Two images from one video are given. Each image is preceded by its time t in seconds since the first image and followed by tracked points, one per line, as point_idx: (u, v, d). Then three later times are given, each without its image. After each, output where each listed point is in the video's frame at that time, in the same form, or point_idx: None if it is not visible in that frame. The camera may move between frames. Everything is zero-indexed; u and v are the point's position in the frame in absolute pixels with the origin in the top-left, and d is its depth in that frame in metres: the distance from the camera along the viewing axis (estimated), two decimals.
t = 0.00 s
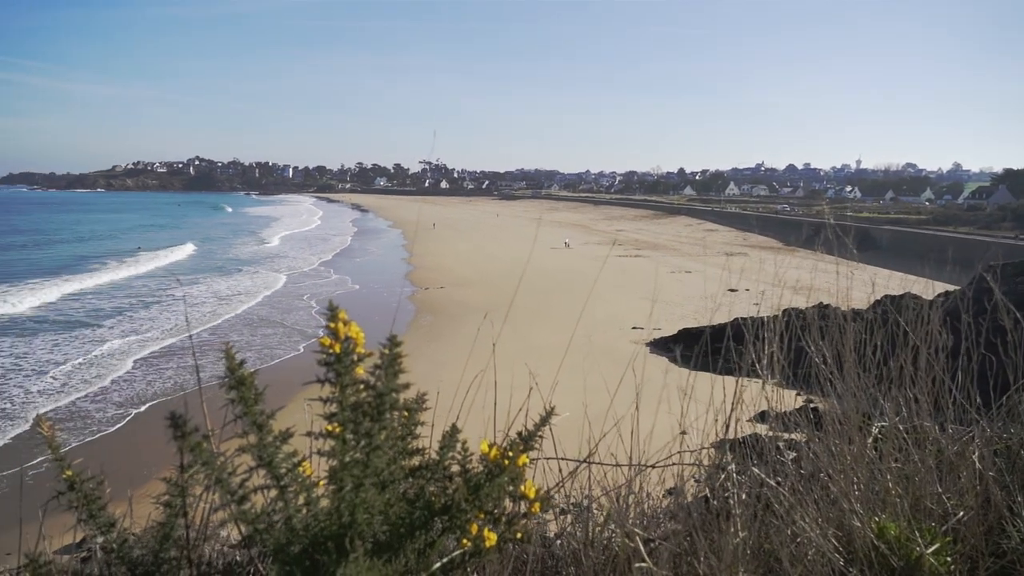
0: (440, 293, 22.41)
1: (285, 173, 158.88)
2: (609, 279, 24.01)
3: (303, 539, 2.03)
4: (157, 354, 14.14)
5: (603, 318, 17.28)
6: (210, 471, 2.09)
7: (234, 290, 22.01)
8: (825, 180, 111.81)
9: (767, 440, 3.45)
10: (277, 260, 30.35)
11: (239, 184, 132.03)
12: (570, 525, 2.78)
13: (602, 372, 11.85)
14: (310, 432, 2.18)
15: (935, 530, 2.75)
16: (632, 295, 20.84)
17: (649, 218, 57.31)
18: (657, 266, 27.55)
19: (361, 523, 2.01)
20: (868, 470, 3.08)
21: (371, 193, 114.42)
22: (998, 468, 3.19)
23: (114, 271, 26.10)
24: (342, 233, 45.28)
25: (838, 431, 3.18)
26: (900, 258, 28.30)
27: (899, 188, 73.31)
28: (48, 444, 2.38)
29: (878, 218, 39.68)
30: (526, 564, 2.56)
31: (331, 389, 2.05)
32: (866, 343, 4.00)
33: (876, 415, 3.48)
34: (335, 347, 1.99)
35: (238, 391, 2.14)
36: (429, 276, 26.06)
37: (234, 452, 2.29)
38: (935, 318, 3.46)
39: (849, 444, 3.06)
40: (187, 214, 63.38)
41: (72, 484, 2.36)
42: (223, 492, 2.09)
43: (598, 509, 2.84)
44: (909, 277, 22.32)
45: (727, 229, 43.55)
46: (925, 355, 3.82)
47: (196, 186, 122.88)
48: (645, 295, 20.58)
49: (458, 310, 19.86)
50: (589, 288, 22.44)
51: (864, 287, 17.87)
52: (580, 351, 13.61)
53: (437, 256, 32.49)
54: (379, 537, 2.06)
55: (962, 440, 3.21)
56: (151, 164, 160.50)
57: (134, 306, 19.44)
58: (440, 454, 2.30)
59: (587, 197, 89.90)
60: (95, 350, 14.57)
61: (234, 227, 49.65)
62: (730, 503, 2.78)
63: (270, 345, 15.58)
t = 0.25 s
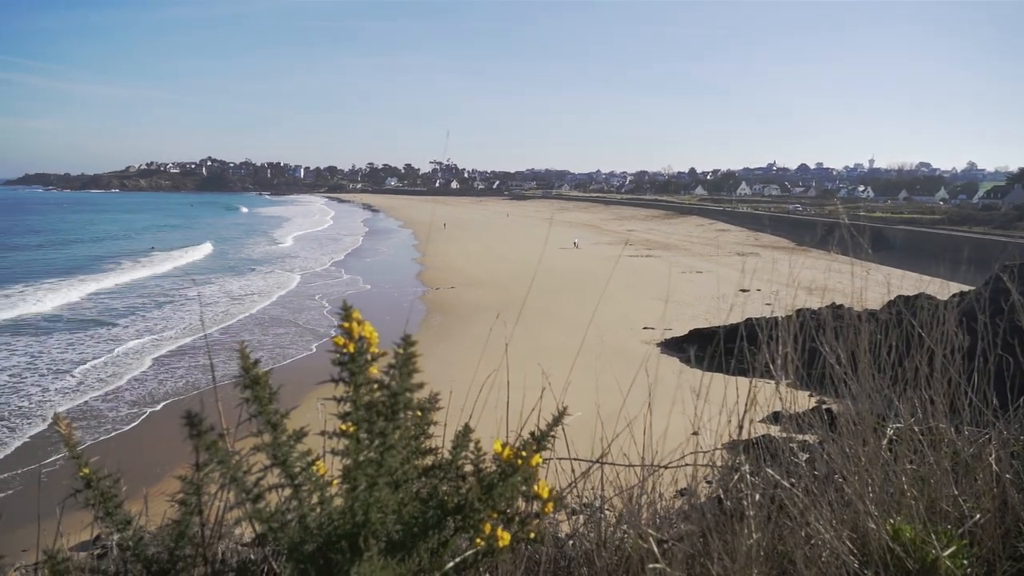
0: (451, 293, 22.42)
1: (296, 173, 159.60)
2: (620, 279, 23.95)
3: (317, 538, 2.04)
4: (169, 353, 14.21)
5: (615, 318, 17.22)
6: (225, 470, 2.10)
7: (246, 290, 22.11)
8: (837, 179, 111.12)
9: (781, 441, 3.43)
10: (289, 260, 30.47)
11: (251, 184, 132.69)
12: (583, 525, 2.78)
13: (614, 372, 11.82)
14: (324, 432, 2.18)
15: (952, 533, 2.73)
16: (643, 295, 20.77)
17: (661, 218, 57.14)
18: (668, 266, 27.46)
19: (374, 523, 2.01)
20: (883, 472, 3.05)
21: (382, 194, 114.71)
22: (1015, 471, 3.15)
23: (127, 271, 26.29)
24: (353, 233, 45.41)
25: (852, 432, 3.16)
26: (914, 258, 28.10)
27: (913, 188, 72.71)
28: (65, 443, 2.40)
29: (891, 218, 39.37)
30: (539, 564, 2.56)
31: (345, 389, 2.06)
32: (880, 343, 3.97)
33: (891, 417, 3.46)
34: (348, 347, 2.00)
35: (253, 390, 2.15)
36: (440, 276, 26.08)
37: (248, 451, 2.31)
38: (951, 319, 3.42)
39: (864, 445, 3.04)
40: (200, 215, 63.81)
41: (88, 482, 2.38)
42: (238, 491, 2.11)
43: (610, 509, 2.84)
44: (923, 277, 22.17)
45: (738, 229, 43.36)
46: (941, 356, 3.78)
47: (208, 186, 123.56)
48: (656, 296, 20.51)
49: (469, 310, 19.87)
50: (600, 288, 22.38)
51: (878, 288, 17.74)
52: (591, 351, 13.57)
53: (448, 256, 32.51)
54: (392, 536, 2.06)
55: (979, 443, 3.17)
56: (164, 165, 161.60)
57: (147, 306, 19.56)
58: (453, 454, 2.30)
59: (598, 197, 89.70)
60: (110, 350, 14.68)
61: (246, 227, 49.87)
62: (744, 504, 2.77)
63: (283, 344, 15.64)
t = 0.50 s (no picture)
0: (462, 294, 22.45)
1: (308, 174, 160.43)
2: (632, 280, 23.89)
3: (332, 537, 2.04)
4: (183, 353, 14.31)
5: (627, 319, 17.18)
6: (241, 470, 2.11)
7: (259, 290, 22.23)
8: (850, 180, 110.44)
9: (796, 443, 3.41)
10: (301, 260, 30.61)
11: (263, 185, 133.50)
12: (597, 526, 2.78)
13: (627, 374, 11.79)
14: (338, 433, 2.19)
15: (969, 537, 2.70)
16: (655, 296, 20.71)
17: (672, 219, 57.00)
18: (680, 267, 27.38)
19: (389, 523, 2.01)
20: (900, 475, 3.02)
21: (393, 195, 115.07)
22: None
23: (141, 271, 26.48)
24: (365, 234, 45.55)
25: (868, 434, 3.14)
26: (928, 259, 27.85)
27: (927, 189, 72.19)
28: (82, 441, 2.42)
29: (905, 220, 39.10)
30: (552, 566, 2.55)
31: (359, 390, 2.06)
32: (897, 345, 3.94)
33: (907, 420, 3.42)
34: (363, 348, 2.01)
35: (268, 391, 2.16)
36: (451, 277, 26.12)
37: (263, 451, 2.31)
38: (968, 321, 3.38)
39: (880, 448, 3.01)
40: (213, 215, 64.25)
41: (105, 481, 2.40)
42: (253, 490, 2.11)
43: (625, 511, 2.83)
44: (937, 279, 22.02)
45: (750, 230, 43.18)
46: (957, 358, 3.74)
47: (221, 187, 124.35)
48: (668, 297, 20.46)
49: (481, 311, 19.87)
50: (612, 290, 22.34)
51: (892, 290, 17.62)
52: (604, 353, 13.54)
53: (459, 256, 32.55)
54: (407, 536, 2.06)
55: (997, 446, 3.14)
56: (178, 165, 162.97)
57: (161, 306, 19.70)
58: (467, 455, 2.30)
59: (609, 198, 89.53)
60: (125, 349, 14.79)
61: (258, 228, 50.14)
62: (759, 507, 2.76)
63: (295, 344, 15.71)
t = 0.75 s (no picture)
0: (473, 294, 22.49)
1: (319, 175, 161.22)
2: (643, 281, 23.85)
3: (345, 536, 2.05)
4: (196, 353, 14.42)
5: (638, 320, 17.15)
6: (256, 470, 2.12)
7: (271, 290, 22.35)
8: (863, 181, 109.63)
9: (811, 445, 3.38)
10: (312, 261, 30.76)
11: (275, 185, 134.22)
12: (610, 527, 2.77)
13: (639, 375, 11.76)
14: (351, 433, 2.19)
15: (986, 542, 2.67)
16: (666, 297, 20.65)
17: (683, 219, 56.86)
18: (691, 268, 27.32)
19: (402, 523, 2.00)
20: (915, 478, 2.99)
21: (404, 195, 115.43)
22: None
23: (155, 271, 26.69)
24: (376, 235, 45.58)
25: (883, 436, 3.11)
26: (940, 264, 27.48)
27: (941, 189, 71.69)
28: (98, 440, 2.44)
29: (919, 220, 38.85)
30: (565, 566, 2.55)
31: (373, 390, 2.07)
32: (912, 347, 3.91)
33: (923, 422, 3.39)
34: (377, 348, 2.01)
35: (282, 390, 2.17)
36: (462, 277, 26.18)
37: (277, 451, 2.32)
38: (985, 323, 3.35)
39: (896, 450, 2.98)
40: (226, 216, 64.68)
41: (121, 480, 2.42)
42: (268, 490, 2.12)
43: (638, 513, 2.82)
44: (951, 281, 21.85)
45: (761, 232, 42.98)
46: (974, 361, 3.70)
47: (233, 188, 125.16)
48: (679, 298, 20.40)
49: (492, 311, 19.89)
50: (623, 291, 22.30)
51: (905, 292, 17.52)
52: (615, 354, 13.52)
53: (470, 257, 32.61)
54: (421, 536, 2.06)
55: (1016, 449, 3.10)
56: (190, 166, 164.19)
57: (174, 306, 19.84)
58: (480, 456, 2.30)
59: (620, 198, 89.42)
60: (140, 349, 14.92)
61: (270, 228, 50.42)
62: (773, 509, 2.74)
63: (307, 344, 15.78)
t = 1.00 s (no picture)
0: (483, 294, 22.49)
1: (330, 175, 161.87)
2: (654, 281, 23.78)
3: (358, 536, 2.05)
4: (208, 352, 14.50)
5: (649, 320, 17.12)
6: (271, 469, 2.13)
7: (282, 290, 22.45)
8: (876, 181, 108.86)
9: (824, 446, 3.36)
10: (323, 260, 30.87)
11: (286, 185, 134.86)
12: (622, 528, 2.76)
13: (652, 376, 11.72)
14: (364, 432, 2.20)
15: (1004, 546, 2.64)
16: (677, 298, 20.58)
17: (695, 220, 56.66)
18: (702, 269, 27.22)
19: (415, 523, 2.00)
20: (931, 480, 2.96)
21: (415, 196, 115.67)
22: None
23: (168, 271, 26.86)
24: (386, 235, 45.67)
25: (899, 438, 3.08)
26: (953, 266, 27.16)
27: (955, 190, 71.10)
28: (115, 437, 2.46)
29: (933, 221, 38.54)
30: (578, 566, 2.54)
31: (387, 390, 2.07)
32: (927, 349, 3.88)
33: (939, 424, 3.35)
34: (391, 346, 2.01)
35: (296, 388, 2.18)
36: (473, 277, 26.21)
37: (290, 447, 2.33)
38: (1003, 324, 3.31)
39: (910, 452, 2.96)
40: (237, 216, 65.04)
41: (137, 477, 2.44)
42: (282, 487, 2.13)
43: (651, 514, 2.81)
44: (965, 282, 21.68)
45: (773, 233, 42.77)
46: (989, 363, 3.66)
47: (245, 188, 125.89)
48: (690, 299, 20.32)
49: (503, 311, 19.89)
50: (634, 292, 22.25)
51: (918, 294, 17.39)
52: (627, 354, 13.49)
53: (481, 257, 32.64)
54: (434, 536, 2.06)
55: None
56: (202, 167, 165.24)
57: (187, 305, 19.95)
58: (493, 456, 2.31)
59: (631, 199, 89.22)
60: (153, 348, 15.02)
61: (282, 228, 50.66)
62: (786, 511, 2.72)
63: (318, 344, 15.84)
